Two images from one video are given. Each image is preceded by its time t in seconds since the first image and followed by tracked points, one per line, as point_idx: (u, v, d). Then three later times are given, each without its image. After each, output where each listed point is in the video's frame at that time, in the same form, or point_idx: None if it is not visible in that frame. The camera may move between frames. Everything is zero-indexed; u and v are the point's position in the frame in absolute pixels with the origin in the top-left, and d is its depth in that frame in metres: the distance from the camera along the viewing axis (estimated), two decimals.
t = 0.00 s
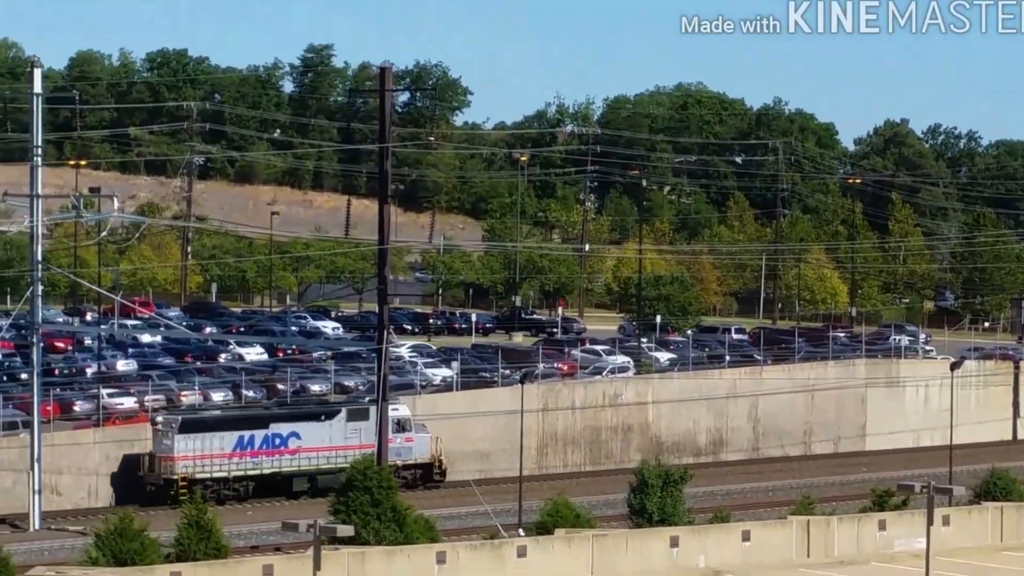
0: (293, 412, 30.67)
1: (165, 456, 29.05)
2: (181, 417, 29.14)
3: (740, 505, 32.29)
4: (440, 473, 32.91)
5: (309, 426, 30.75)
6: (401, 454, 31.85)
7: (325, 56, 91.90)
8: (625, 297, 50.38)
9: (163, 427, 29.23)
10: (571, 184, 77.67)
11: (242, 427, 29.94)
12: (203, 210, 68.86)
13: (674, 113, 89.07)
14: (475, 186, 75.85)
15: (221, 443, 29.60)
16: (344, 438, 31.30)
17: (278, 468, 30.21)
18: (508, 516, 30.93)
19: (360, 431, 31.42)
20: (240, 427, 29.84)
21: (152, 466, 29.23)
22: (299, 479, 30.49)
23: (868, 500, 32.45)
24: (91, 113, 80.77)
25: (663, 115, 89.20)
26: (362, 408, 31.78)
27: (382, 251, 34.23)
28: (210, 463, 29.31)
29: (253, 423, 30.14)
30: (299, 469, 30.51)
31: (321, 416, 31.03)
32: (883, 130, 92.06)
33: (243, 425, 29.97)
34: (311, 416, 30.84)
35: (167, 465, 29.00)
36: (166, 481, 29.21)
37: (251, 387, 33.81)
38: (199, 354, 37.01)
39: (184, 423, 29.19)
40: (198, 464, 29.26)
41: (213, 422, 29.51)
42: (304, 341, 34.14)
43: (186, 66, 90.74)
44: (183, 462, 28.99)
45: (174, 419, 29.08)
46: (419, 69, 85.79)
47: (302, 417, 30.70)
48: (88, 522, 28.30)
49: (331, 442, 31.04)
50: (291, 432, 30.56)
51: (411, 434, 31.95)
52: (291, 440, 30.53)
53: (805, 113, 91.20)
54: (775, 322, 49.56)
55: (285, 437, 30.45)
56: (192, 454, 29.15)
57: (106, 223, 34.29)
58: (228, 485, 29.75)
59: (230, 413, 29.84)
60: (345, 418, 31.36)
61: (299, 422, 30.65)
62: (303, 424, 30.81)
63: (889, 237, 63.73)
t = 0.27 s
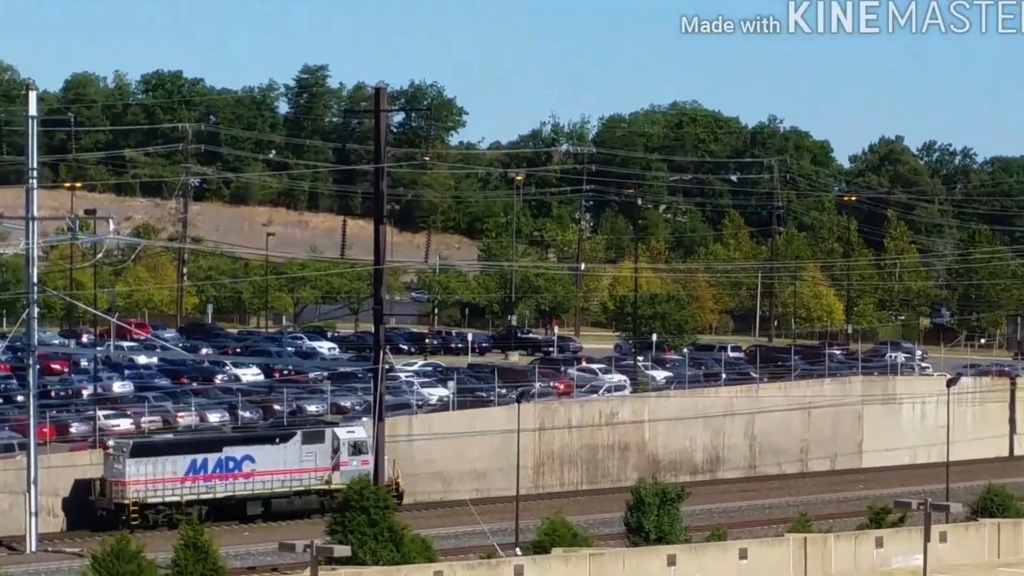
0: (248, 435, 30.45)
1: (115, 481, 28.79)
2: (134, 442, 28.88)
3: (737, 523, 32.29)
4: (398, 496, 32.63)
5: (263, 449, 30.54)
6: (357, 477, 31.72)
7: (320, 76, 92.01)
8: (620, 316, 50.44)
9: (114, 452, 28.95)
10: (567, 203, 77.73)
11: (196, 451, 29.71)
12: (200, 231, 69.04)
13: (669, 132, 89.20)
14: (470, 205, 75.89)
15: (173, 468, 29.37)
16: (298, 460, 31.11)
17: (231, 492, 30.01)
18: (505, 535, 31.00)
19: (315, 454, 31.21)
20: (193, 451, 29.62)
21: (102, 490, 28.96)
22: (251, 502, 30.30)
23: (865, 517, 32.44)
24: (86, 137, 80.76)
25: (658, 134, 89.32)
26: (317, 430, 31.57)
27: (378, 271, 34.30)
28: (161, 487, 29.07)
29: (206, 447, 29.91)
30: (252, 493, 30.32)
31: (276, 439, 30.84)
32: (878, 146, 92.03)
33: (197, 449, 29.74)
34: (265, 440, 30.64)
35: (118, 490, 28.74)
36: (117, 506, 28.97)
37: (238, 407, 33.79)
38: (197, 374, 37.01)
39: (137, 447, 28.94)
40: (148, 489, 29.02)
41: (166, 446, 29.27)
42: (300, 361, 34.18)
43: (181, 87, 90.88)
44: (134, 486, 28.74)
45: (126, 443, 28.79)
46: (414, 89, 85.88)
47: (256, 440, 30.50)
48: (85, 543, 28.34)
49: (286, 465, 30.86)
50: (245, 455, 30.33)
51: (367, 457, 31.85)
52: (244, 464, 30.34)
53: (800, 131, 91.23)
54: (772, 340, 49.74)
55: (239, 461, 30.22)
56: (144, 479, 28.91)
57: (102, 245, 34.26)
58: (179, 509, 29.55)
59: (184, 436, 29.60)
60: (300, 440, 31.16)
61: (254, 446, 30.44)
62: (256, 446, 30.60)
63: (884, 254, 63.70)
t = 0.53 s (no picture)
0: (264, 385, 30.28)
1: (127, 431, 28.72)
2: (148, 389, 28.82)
3: (797, 475, 32.22)
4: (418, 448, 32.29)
5: (281, 399, 30.34)
6: (376, 428, 31.44)
7: (382, 24, 92.02)
8: (683, 266, 50.47)
9: (129, 401, 28.93)
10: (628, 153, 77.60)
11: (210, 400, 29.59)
12: (260, 178, 69.48)
13: (732, 83, 88.76)
14: (533, 155, 75.66)
15: (190, 417, 29.27)
16: (317, 411, 30.87)
17: (248, 442, 29.86)
18: (565, 485, 31.08)
19: (334, 405, 30.97)
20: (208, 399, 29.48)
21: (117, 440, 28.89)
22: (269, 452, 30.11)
23: (926, 471, 32.30)
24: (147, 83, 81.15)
25: (721, 84, 88.92)
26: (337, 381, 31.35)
27: (440, 220, 34.16)
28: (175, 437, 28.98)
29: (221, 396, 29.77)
30: (270, 443, 30.13)
31: (294, 390, 30.65)
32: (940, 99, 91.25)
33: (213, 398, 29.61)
34: (282, 389, 30.43)
35: (133, 439, 28.69)
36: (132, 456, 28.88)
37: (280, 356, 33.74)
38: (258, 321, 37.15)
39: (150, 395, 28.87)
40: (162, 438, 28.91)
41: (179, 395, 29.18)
42: (361, 309, 34.23)
43: (244, 35, 91.06)
44: (149, 436, 28.68)
45: (141, 392, 28.74)
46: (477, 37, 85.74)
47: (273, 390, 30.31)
48: (146, 488, 28.38)
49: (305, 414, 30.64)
50: (263, 405, 30.15)
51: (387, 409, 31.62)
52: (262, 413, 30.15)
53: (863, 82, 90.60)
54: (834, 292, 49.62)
55: (256, 411, 30.06)
56: (157, 428, 28.81)
57: (164, 191, 34.15)
58: (196, 459, 29.45)
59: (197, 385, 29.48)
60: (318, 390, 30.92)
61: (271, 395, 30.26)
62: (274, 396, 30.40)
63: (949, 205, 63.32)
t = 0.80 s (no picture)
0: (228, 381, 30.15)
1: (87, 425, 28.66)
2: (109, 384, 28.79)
3: (804, 471, 32.19)
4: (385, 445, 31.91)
5: (245, 395, 30.18)
6: (343, 425, 31.09)
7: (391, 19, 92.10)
8: (690, 263, 50.55)
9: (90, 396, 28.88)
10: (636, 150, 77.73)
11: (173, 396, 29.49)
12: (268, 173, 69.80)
13: (741, 80, 88.75)
14: (541, 151, 76.20)
15: (151, 413, 29.18)
16: (282, 408, 30.67)
17: (211, 438, 29.71)
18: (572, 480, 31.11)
19: (298, 401, 30.75)
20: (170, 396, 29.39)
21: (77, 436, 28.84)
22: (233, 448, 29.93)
23: (933, 467, 32.25)
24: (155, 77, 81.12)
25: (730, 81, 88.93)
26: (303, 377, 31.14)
27: (447, 215, 34.10)
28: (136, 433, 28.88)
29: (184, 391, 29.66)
30: (233, 440, 29.97)
31: (259, 386, 30.46)
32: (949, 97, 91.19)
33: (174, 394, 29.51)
34: (246, 385, 30.27)
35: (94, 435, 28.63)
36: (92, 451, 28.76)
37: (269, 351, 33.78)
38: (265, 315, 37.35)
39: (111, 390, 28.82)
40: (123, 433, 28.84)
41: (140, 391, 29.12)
42: (368, 304, 34.32)
43: (252, 29, 90.82)
44: (109, 431, 28.59)
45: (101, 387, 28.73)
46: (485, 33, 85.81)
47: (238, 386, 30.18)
48: (153, 482, 28.35)
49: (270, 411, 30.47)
50: (226, 401, 30.01)
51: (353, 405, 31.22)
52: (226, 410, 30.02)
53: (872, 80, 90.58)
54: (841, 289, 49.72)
55: (220, 407, 29.93)
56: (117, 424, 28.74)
57: (172, 185, 34.10)
58: (158, 455, 29.25)
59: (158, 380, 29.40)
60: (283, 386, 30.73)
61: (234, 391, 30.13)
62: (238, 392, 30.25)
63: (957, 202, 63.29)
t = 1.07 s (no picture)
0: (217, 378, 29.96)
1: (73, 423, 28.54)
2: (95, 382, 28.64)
3: (836, 468, 32.13)
4: (375, 444, 31.82)
5: (233, 393, 29.97)
6: (333, 423, 30.98)
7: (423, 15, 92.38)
8: (723, 259, 50.65)
9: (77, 395, 29.04)
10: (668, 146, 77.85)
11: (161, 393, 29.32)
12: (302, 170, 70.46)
13: (774, 76, 88.39)
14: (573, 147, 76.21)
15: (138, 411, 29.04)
16: (271, 405, 30.46)
17: (199, 436, 29.49)
18: (604, 476, 31.16)
19: (289, 399, 30.56)
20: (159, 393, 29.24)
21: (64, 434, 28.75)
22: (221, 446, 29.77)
23: (966, 465, 32.14)
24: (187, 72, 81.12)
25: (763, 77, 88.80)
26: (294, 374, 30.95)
27: (480, 211, 34.24)
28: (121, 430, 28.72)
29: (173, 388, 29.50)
30: (222, 439, 29.79)
31: (248, 383, 30.28)
32: (982, 93, 90.70)
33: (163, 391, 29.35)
34: (235, 383, 30.07)
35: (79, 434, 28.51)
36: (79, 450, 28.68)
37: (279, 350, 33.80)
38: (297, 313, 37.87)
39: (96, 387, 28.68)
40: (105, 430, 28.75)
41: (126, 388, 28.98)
42: (401, 301, 34.50)
43: (286, 25, 90.46)
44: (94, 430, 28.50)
45: (88, 386, 28.81)
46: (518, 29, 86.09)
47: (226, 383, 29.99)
48: (185, 478, 28.54)
49: (259, 407, 30.27)
50: (214, 399, 29.80)
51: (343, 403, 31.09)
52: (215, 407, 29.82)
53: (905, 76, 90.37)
54: (875, 286, 49.71)
55: (208, 405, 29.71)
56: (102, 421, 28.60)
57: (206, 181, 34.21)
58: (145, 453, 29.06)
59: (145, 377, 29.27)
60: (273, 385, 30.50)
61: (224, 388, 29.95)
62: (227, 390, 30.05)
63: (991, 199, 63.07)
